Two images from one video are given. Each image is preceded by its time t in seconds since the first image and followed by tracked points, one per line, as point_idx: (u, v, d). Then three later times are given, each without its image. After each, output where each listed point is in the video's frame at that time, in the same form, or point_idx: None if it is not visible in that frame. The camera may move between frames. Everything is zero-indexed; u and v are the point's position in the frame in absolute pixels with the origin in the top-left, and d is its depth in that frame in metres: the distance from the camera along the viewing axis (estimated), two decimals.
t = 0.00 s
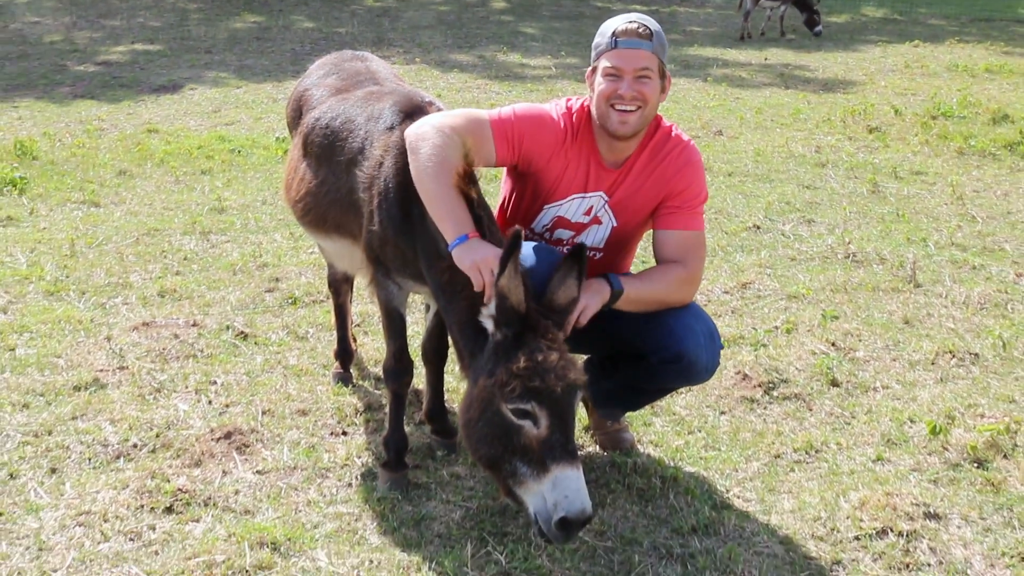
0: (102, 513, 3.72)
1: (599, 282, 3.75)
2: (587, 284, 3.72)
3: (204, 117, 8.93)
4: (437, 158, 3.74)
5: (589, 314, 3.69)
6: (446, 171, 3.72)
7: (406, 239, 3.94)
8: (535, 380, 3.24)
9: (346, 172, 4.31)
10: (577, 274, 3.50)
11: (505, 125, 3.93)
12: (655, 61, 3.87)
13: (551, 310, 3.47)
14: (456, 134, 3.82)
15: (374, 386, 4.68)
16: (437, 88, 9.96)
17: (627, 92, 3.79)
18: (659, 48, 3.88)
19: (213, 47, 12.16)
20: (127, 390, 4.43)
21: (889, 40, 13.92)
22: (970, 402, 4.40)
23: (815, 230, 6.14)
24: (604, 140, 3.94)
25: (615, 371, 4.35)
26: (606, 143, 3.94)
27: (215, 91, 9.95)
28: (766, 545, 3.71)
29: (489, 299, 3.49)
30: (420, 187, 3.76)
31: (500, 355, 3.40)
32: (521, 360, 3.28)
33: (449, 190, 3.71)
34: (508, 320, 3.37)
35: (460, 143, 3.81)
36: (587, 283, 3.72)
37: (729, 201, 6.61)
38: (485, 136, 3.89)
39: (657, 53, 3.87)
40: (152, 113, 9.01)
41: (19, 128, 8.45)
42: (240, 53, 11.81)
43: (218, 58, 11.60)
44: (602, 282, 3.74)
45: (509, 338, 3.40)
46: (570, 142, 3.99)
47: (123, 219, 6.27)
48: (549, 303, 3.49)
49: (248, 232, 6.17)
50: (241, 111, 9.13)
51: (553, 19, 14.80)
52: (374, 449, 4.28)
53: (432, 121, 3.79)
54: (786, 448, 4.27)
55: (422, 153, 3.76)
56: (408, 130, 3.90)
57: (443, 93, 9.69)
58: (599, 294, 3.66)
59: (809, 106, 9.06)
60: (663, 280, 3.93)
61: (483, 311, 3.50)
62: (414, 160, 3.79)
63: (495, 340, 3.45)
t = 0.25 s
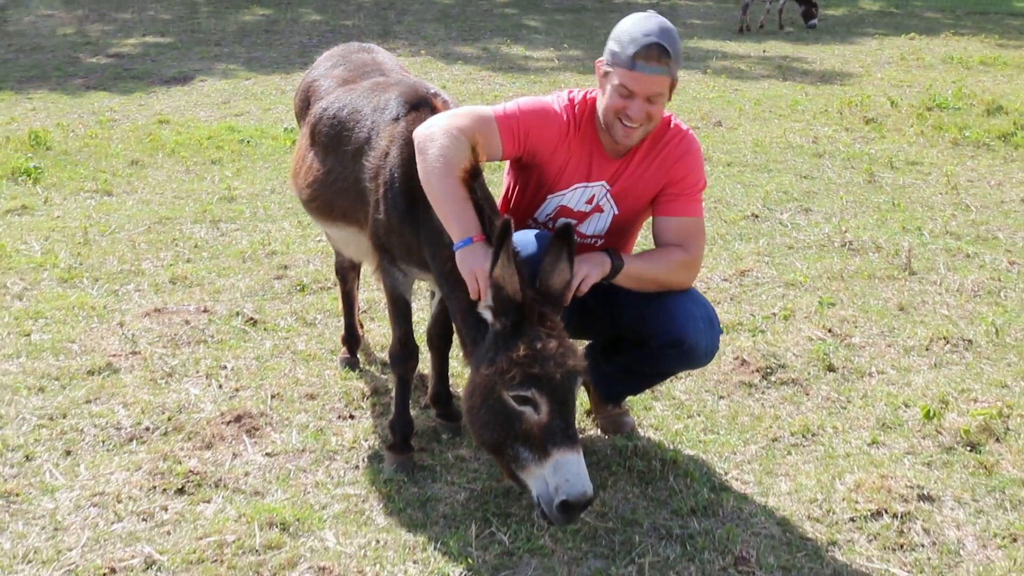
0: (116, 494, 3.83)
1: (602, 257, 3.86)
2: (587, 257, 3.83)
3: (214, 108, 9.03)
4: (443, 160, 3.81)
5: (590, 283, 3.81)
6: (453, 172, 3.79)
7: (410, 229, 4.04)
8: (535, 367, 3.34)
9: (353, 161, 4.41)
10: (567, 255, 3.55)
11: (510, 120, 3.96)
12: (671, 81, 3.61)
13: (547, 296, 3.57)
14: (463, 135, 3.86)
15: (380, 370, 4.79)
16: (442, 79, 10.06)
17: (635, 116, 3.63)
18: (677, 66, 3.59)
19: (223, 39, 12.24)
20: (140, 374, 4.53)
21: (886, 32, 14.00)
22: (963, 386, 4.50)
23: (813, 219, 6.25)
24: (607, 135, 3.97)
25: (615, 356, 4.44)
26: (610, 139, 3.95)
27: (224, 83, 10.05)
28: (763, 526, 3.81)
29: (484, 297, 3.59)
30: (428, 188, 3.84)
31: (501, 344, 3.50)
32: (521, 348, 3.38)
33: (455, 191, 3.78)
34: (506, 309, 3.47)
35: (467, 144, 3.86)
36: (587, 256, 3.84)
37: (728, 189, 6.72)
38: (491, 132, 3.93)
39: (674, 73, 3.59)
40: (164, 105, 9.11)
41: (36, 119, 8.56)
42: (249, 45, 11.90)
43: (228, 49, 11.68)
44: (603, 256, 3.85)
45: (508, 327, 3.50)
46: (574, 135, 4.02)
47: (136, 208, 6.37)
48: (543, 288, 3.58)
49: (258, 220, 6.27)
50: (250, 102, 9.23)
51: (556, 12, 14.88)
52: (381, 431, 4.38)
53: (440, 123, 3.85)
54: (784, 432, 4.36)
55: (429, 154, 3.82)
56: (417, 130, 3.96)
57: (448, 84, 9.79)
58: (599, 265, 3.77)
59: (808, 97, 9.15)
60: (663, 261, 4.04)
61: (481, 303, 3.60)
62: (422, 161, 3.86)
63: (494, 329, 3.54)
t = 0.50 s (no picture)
0: (127, 473, 3.87)
1: (601, 256, 3.85)
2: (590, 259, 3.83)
3: (224, 91, 9.08)
4: (448, 132, 3.84)
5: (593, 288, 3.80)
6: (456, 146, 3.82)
7: (417, 209, 4.08)
8: (544, 348, 3.38)
9: (361, 142, 4.45)
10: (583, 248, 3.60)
11: (516, 99, 3.97)
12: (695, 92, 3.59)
13: (556, 279, 3.60)
14: (468, 109, 3.89)
15: (388, 350, 4.82)
16: (451, 62, 10.07)
17: (654, 121, 3.64)
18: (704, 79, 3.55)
19: (231, 23, 12.25)
20: (150, 354, 4.58)
21: (892, 15, 13.97)
22: (968, 368, 4.52)
23: (818, 201, 6.28)
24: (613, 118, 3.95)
25: (619, 337, 4.46)
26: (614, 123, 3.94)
27: (233, 66, 10.06)
28: (767, 505, 3.84)
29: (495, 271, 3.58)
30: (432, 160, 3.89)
31: (508, 323, 3.53)
32: (530, 329, 3.42)
33: (458, 162, 3.82)
34: (515, 287, 3.50)
35: (471, 117, 3.89)
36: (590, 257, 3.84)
37: (734, 172, 6.75)
38: (496, 110, 3.95)
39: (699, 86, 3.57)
40: (173, 87, 9.15)
41: (45, 101, 8.61)
42: (258, 28, 11.92)
43: (238, 33, 11.71)
44: (604, 256, 3.84)
45: (517, 307, 3.52)
46: (579, 116, 4.02)
47: (146, 189, 6.43)
48: (556, 275, 3.60)
49: (269, 202, 6.30)
50: (260, 85, 9.26)
51: None
52: (389, 411, 4.42)
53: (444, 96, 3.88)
54: (789, 413, 4.39)
55: (433, 126, 3.86)
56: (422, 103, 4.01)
57: (456, 67, 9.81)
58: (601, 269, 3.76)
59: (814, 80, 9.16)
60: (666, 249, 4.02)
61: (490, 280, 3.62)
62: (426, 133, 3.90)
63: (502, 309, 3.57)
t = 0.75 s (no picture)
0: (113, 457, 3.66)
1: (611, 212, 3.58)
2: (596, 214, 3.54)
3: (213, 53, 9.05)
4: (450, 109, 3.50)
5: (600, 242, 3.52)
6: (460, 123, 3.49)
7: (417, 179, 3.84)
8: (548, 325, 3.13)
9: (359, 109, 4.22)
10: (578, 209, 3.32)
11: (521, 67, 3.62)
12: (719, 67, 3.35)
13: (557, 248, 3.35)
14: (472, 81, 3.53)
15: (388, 328, 4.60)
16: (454, 24, 9.89)
17: (674, 97, 3.41)
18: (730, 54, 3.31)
19: None
20: (137, 331, 4.37)
21: None
22: (1002, 346, 4.25)
23: (844, 170, 6.06)
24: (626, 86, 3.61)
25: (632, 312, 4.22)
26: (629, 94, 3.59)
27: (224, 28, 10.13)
28: (790, 492, 3.60)
29: (495, 253, 3.37)
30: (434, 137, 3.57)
31: (512, 299, 3.30)
32: (533, 305, 3.17)
33: (461, 141, 3.51)
34: (517, 261, 3.26)
35: (476, 91, 3.54)
36: (596, 212, 3.55)
37: (754, 139, 6.54)
38: (502, 80, 3.59)
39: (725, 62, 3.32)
40: (160, 51, 9.02)
41: (25, 64, 8.40)
42: None
43: None
44: (613, 213, 3.56)
45: (520, 283, 3.29)
46: (590, 84, 3.67)
47: (131, 158, 6.27)
48: (555, 240, 3.35)
49: (260, 171, 6.16)
50: (251, 48, 9.25)
51: None
52: (389, 391, 4.20)
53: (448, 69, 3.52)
54: (812, 395, 4.15)
55: (435, 102, 3.53)
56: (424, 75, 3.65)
57: (461, 29, 9.60)
58: (608, 223, 3.48)
59: (838, 43, 8.91)
60: (679, 218, 3.76)
61: (492, 258, 3.39)
62: (427, 109, 3.57)
63: (504, 284, 3.35)
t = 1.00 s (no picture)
0: (97, 452, 3.45)
1: (621, 214, 3.34)
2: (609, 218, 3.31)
3: (202, 26, 9.05)
4: (450, 72, 3.28)
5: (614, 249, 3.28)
6: (461, 88, 3.26)
7: (417, 158, 3.61)
8: (554, 314, 2.92)
9: (355, 84, 4.00)
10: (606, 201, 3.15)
11: (528, 35, 3.39)
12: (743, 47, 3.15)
13: (575, 238, 3.16)
14: (474, 44, 3.30)
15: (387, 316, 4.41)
16: None
17: (693, 77, 3.20)
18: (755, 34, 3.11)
19: None
20: (122, 320, 4.16)
21: None
22: None
23: (869, 149, 5.82)
24: (640, 61, 3.37)
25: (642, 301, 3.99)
26: (644, 68, 3.36)
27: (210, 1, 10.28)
28: (810, 489, 3.38)
29: (498, 228, 3.13)
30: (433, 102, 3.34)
31: (515, 285, 3.07)
32: (540, 291, 2.96)
33: (463, 106, 3.27)
34: (524, 246, 3.03)
35: (478, 54, 3.30)
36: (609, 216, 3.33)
37: (773, 116, 6.36)
38: (507, 46, 3.36)
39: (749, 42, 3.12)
40: (146, 24, 9.10)
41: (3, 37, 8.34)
42: None
43: None
44: (624, 214, 3.33)
45: (526, 267, 3.06)
46: (601, 55, 3.43)
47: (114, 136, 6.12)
48: (572, 231, 3.16)
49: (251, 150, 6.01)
50: (242, 20, 9.29)
51: None
52: (388, 382, 4.00)
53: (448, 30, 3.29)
54: (834, 386, 3.92)
55: (434, 65, 3.30)
56: (424, 38, 3.43)
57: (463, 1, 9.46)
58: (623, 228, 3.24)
59: (865, 14, 8.65)
60: (691, 206, 3.50)
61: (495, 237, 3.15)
62: (427, 72, 3.35)
63: (509, 269, 3.11)
